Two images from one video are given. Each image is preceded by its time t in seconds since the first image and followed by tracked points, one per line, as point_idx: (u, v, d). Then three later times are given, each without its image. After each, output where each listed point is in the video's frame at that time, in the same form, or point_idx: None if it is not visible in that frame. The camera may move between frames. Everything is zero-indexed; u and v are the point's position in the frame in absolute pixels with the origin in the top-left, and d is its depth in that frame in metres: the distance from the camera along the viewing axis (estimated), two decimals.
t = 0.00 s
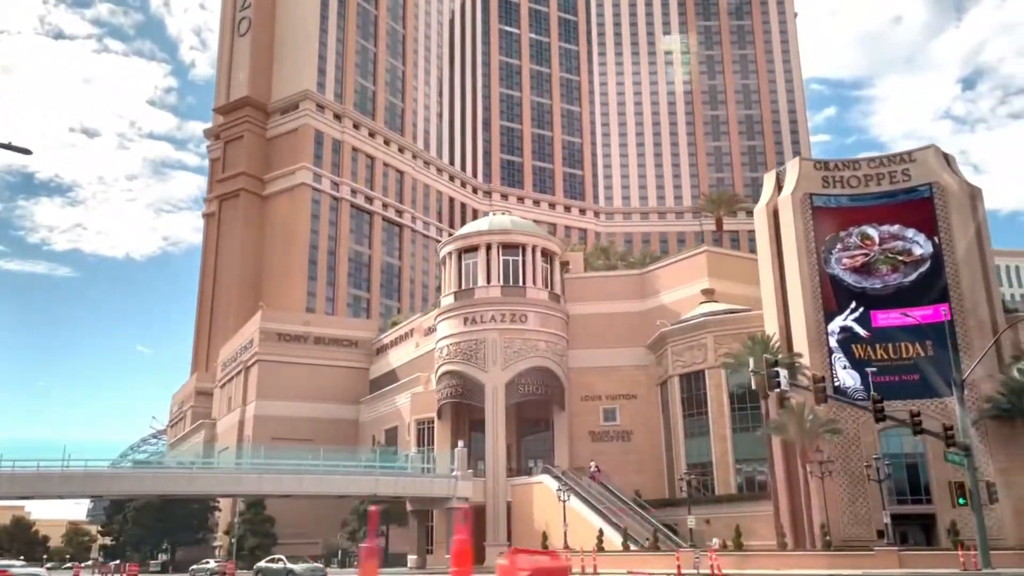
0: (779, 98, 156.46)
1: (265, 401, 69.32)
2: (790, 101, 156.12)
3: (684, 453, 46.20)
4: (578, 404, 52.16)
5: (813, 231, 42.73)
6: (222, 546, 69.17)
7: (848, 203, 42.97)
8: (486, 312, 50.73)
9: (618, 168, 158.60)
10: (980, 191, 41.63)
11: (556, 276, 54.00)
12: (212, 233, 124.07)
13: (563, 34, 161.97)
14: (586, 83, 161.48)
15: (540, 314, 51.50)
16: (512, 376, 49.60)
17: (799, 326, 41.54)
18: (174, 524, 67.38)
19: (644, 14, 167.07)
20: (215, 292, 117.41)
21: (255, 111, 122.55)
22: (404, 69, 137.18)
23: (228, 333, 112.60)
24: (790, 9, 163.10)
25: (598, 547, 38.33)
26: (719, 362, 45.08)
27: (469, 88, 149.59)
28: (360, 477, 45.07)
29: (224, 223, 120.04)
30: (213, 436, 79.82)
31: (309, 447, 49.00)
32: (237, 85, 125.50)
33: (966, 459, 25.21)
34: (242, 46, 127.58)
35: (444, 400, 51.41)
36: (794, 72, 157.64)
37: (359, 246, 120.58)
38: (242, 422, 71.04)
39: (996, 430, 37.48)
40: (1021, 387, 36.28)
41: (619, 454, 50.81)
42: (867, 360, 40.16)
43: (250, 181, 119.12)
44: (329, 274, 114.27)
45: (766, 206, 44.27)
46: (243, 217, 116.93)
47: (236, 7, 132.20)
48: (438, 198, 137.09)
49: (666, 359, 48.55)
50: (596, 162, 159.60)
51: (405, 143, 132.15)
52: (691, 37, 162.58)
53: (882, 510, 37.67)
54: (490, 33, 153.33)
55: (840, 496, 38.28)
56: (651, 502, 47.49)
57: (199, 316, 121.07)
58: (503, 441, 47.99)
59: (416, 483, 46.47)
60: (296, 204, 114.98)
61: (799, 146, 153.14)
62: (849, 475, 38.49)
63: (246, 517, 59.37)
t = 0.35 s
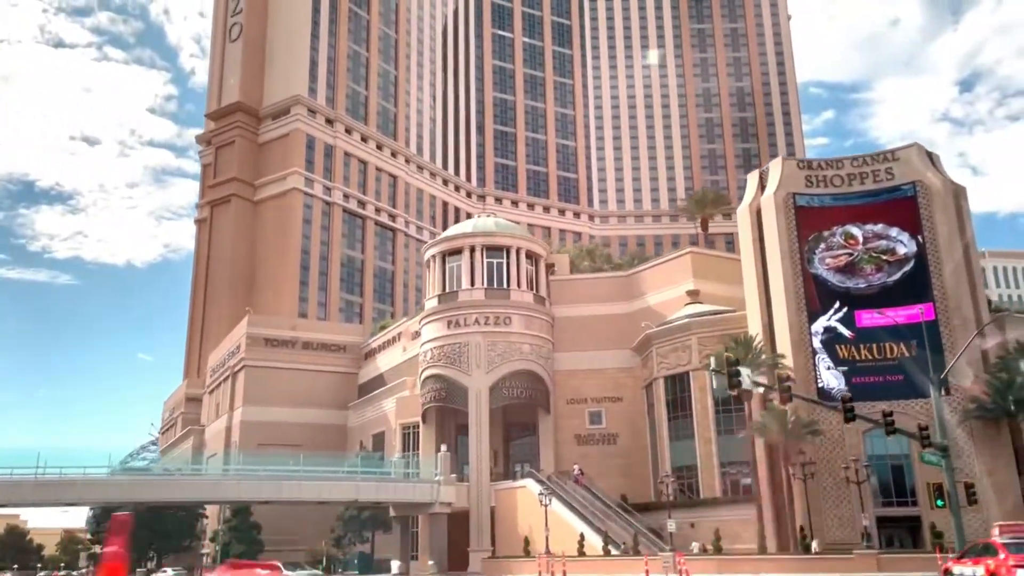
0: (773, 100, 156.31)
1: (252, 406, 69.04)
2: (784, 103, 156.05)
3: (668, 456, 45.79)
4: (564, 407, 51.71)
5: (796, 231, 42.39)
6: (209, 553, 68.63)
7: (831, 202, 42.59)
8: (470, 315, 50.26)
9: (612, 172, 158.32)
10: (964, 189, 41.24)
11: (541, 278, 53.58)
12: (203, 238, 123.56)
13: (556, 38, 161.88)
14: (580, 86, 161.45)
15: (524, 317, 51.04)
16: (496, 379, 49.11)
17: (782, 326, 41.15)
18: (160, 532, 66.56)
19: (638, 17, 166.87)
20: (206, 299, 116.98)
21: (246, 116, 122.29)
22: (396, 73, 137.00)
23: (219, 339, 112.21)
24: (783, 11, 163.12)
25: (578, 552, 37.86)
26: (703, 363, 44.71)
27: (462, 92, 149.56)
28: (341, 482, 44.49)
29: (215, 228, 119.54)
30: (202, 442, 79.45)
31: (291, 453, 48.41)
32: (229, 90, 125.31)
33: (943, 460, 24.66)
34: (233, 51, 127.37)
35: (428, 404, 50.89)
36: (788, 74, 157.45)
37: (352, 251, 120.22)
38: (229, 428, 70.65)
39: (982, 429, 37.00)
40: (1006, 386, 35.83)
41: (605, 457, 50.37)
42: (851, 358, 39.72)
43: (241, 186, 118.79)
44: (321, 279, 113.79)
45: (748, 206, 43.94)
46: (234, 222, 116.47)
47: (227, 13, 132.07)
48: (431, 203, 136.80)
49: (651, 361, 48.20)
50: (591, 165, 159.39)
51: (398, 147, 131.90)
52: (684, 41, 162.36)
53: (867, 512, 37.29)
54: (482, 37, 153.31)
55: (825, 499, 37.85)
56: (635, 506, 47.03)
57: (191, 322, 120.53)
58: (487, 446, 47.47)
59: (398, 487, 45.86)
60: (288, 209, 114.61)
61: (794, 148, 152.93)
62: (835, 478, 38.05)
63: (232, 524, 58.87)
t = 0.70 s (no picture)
0: (763, 104, 156.23)
1: (232, 416, 68.16)
2: (774, 107, 155.95)
3: (647, 462, 45.18)
4: (543, 413, 50.99)
5: (773, 232, 41.83)
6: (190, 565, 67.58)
7: (808, 203, 42.05)
8: (447, 320, 49.52)
9: (602, 177, 157.85)
10: (941, 189, 40.81)
11: (519, 283, 52.92)
12: (189, 246, 122.69)
13: (545, 44, 161.68)
14: (570, 91, 161.18)
15: (502, 322, 50.35)
16: (473, 385, 48.34)
17: (758, 329, 40.54)
18: (138, 544, 65.33)
19: (627, 22, 166.67)
20: (192, 308, 116.11)
21: (231, 124, 121.64)
22: (383, 80, 136.57)
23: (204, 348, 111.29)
24: (772, 15, 163.04)
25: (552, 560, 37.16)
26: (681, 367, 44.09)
27: (451, 99, 149.20)
28: (314, 492, 43.64)
29: (201, 236, 118.69)
30: (184, 453, 78.49)
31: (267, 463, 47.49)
32: (214, 98, 124.74)
33: (910, 462, 24.18)
34: (218, 59, 126.89)
35: (404, 412, 50.06)
36: (778, 78, 157.37)
37: (339, 258, 119.52)
38: (210, 438, 69.76)
39: (960, 432, 36.48)
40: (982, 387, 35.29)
41: (585, 464, 49.65)
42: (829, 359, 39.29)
43: (227, 194, 118.02)
44: (307, 287, 113.00)
45: (724, 207, 43.39)
46: (219, 230, 115.67)
47: (212, 21, 131.64)
48: (420, 209, 136.18)
49: (630, 366, 47.57)
50: (581, 171, 158.97)
51: (385, 154, 131.37)
52: (673, 45, 162.24)
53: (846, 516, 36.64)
54: (471, 43, 153.03)
55: (804, 504, 37.13)
56: (615, 513, 46.28)
57: (177, 332, 119.51)
58: (463, 453, 46.69)
59: (372, 497, 44.97)
60: (273, 216, 113.80)
61: (784, 152, 152.78)
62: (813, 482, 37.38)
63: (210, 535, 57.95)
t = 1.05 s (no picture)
0: (761, 105, 155.30)
1: (218, 417, 67.54)
2: (772, 108, 154.99)
3: (630, 464, 44.68)
4: (526, 414, 50.24)
5: (756, 230, 41.21)
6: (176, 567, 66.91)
7: (794, 201, 41.48)
8: (428, 320, 48.77)
9: (599, 178, 157.13)
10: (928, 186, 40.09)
11: (503, 283, 52.25)
12: (182, 246, 122.07)
13: (542, 45, 160.94)
14: (567, 92, 160.49)
15: (485, 322, 49.59)
16: (454, 387, 47.62)
17: (740, 329, 39.93)
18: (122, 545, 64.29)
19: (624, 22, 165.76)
20: (183, 309, 115.61)
21: (224, 124, 121.07)
22: (378, 80, 135.87)
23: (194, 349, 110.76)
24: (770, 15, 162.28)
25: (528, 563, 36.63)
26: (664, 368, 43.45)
27: (447, 99, 148.47)
28: (290, 495, 42.91)
29: (193, 236, 118.04)
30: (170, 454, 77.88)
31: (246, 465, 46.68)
32: (207, 98, 124.14)
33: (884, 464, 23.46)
34: (212, 58, 126.34)
35: (386, 413, 49.31)
36: (776, 78, 156.42)
37: (332, 259, 118.98)
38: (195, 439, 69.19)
39: (944, 433, 35.78)
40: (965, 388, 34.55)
41: (569, 466, 48.97)
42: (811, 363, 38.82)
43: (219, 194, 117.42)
44: (300, 288, 112.43)
45: (707, 205, 42.79)
46: (211, 230, 114.97)
47: (206, 20, 131.12)
48: (415, 210, 135.65)
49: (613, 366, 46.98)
50: (578, 171, 158.26)
51: (380, 155, 130.74)
52: (671, 46, 161.28)
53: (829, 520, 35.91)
54: (468, 43, 152.37)
55: (786, 508, 36.37)
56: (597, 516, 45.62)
57: (170, 332, 119.09)
58: (444, 456, 46.00)
59: (351, 500, 44.23)
60: (265, 217, 113.08)
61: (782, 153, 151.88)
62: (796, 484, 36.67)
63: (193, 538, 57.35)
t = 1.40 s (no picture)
0: (773, 102, 153.34)
1: (211, 410, 67.20)
2: (785, 106, 152.95)
3: (618, 462, 44.04)
4: (516, 410, 49.53)
5: (747, 225, 40.35)
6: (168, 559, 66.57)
7: (788, 196, 40.45)
8: (417, 314, 48.04)
9: (608, 174, 156.04)
10: (925, 181, 39.09)
11: (495, 277, 51.50)
12: (186, 239, 121.96)
13: (552, 40, 159.93)
14: (577, 88, 159.52)
15: (475, 316, 48.80)
16: (442, 381, 46.91)
17: (729, 325, 39.10)
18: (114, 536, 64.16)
19: (636, 17, 164.29)
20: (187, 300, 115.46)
21: (230, 117, 120.84)
22: (385, 74, 135.30)
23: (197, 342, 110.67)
24: (783, 12, 160.37)
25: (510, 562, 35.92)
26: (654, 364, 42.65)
27: (456, 94, 147.75)
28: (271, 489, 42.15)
29: (197, 229, 117.72)
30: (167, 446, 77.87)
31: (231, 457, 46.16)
32: (213, 91, 124.02)
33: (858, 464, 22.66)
34: (218, 51, 126.24)
35: (373, 406, 48.58)
36: (789, 75, 154.46)
37: (336, 253, 118.61)
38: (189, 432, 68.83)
39: (937, 434, 34.84)
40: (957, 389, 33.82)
41: (558, 464, 48.25)
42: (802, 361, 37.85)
43: (224, 186, 117.06)
44: (303, 281, 112.06)
45: (699, 199, 41.97)
46: (215, 222, 114.74)
47: (213, 13, 131.07)
48: (421, 205, 135.13)
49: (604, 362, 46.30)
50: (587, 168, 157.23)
51: (386, 149, 130.24)
52: (683, 42, 159.61)
53: (817, 522, 35.02)
54: (477, 38, 151.69)
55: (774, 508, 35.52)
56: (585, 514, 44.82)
57: (173, 324, 119.04)
58: (430, 452, 45.34)
59: (334, 494, 43.55)
60: (269, 210, 112.74)
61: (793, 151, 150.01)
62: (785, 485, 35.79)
63: (184, 531, 57.10)
